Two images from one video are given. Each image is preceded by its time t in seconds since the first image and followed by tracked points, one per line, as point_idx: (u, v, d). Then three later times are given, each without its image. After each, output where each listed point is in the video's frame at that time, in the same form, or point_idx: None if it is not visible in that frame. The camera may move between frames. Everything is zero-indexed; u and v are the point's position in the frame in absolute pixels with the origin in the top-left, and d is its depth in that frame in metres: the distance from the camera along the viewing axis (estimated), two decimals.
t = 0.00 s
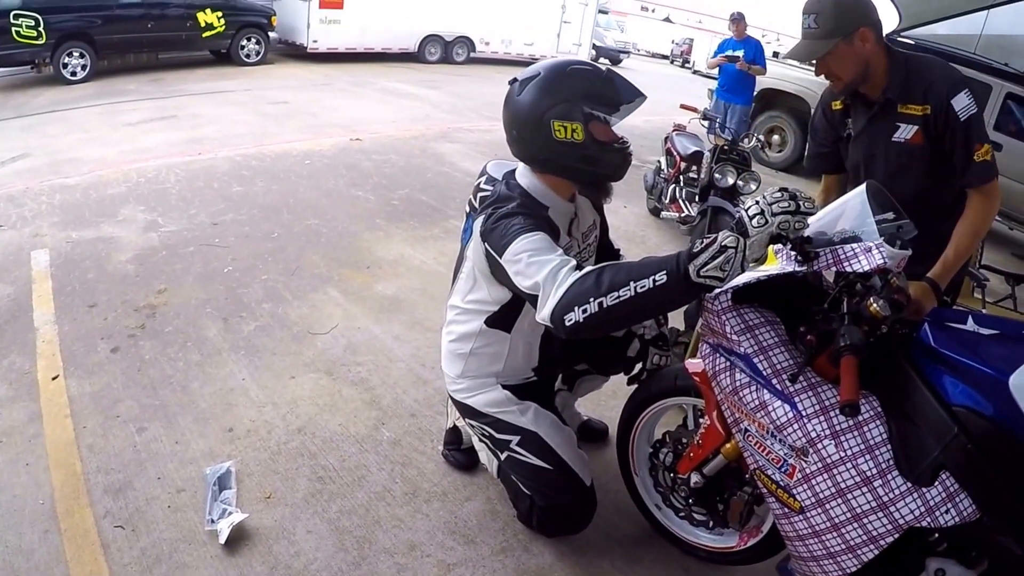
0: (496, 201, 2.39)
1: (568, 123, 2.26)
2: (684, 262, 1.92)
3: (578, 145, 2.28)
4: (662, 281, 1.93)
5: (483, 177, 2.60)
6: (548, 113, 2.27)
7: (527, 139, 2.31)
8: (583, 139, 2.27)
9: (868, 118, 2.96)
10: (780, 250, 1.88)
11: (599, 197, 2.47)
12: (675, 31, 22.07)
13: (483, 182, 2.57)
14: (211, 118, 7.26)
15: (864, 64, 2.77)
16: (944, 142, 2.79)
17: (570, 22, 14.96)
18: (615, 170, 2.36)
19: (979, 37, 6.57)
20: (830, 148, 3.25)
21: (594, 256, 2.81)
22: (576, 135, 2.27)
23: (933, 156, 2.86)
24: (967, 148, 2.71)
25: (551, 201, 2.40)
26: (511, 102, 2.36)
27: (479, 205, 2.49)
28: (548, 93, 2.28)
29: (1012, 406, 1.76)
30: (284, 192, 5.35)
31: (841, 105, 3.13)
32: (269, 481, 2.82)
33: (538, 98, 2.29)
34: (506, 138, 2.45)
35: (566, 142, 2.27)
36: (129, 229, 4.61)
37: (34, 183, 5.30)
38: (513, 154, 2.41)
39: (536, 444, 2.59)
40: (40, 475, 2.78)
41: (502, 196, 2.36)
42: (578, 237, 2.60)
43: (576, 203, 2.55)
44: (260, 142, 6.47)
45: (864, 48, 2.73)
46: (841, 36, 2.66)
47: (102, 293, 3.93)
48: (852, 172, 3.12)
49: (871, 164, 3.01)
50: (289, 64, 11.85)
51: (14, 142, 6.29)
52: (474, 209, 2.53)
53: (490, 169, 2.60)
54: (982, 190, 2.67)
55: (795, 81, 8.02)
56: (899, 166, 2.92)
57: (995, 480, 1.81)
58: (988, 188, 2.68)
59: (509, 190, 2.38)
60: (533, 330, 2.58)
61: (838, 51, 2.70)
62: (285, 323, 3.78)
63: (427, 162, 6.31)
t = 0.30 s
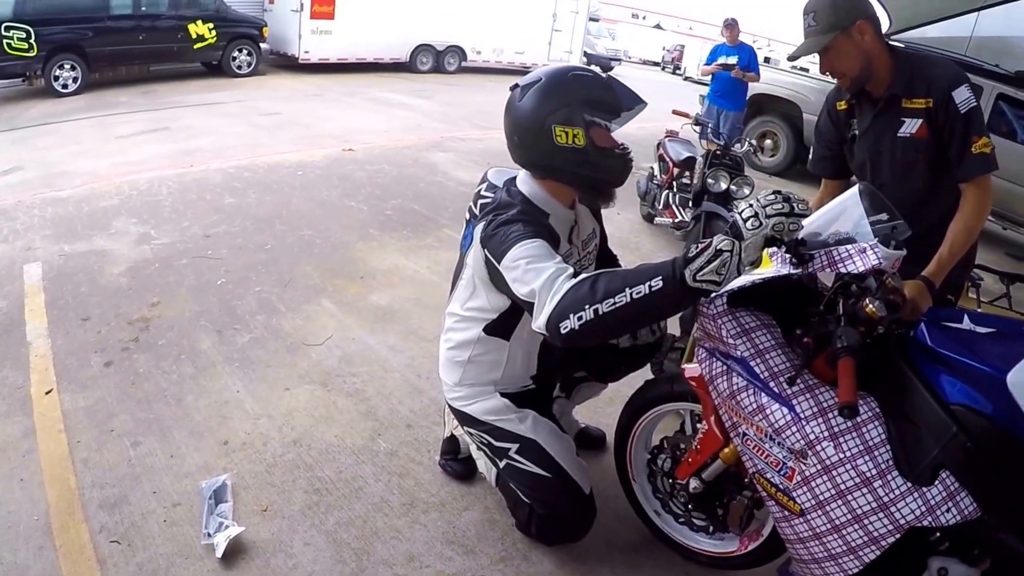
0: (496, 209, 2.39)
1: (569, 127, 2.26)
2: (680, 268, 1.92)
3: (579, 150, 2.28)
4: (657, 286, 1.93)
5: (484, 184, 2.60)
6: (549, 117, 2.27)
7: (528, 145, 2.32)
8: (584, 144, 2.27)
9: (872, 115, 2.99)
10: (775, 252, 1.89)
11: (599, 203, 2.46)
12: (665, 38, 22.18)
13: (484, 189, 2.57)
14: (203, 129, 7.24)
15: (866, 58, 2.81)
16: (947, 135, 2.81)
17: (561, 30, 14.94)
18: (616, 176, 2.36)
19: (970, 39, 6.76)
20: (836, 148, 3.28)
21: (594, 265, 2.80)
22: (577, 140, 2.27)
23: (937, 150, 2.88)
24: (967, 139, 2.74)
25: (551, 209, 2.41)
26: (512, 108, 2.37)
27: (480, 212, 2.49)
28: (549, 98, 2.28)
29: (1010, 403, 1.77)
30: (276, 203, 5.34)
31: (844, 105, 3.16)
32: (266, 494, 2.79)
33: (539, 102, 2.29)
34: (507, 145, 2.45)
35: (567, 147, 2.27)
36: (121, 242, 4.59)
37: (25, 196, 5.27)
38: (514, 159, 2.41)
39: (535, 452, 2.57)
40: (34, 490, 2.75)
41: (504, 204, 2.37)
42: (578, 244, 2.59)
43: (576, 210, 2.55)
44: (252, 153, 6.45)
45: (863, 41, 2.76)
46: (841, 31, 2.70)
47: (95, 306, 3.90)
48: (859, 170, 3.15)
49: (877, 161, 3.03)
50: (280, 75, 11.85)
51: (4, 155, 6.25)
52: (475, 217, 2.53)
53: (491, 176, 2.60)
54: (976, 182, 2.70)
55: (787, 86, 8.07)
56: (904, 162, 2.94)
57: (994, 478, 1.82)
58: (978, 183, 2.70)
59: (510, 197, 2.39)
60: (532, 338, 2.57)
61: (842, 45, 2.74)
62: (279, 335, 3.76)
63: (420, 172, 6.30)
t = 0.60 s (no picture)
0: (501, 212, 2.39)
1: (582, 127, 2.27)
2: (677, 271, 1.92)
3: (590, 151, 2.29)
4: (653, 289, 1.93)
5: (488, 187, 2.57)
6: (562, 118, 2.27)
7: (540, 145, 2.31)
8: (595, 146, 2.28)
9: (856, 113, 3.02)
10: (770, 255, 1.92)
11: (603, 208, 2.48)
12: (655, 45, 22.28)
13: (488, 192, 2.56)
14: (195, 141, 7.22)
15: (851, 60, 2.85)
16: (930, 131, 2.82)
17: (552, 38, 15.18)
18: (625, 179, 2.37)
19: (959, 40, 7.04)
20: (825, 146, 3.31)
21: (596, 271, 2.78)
22: (589, 141, 2.28)
23: (921, 146, 2.89)
24: (949, 135, 2.75)
25: (556, 212, 2.40)
26: (523, 109, 2.36)
27: (484, 216, 2.46)
28: (562, 99, 2.29)
29: (1007, 401, 1.78)
30: (269, 214, 5.32)
31: (832, 103, 3.18)
32: (262, 507, 2.77)
33: (552, 103, 2.29)
34: (515, 147, 2.44)
35: (579, 147, 2.28)
36: (114, 255, 4.56)
37: (17, 209, 5.24)
38: (523, 161, 2.40)
39: (534, 460, 2.56)
40: (28, 506, 2.72)
41: (510, 207, 2.36)
42: (581, 249, 2.58)
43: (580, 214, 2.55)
44: (244, 164, 6.44)
45: (846, 44, 2.80)
46: (822, 36, 2.74)
47: (88, 319, 3.87)
48: (846, 167, 3.17)
49: (862, 159, 3.06)
50: (271, 86, 11.84)
51: None
52: (478, 221, 2.52)
53: (496, 180, 2.58)
54: (964, 178, 2.68)
55: (778, 88, 8.17)
56: (888, 159, 2.96)
57: (993, 477, 1.82)
58: (968, 179, 2.68)
59: (516, 200, 2.38)
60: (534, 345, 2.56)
61: (823, 49, 2.78)
62: (273, 347, 3.74)
63: (413, 181, 6.30)
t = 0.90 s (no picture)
0: (505, 217, 2.38)
1: (586, 132, 2.26)
2: (672, 275, 1.92)
3: (594, 156, 2.28)
4: (648, 294, 1.93)
5: (492, 193, 2.58)
6: (566, 123, 2.27)
7: (542, 151, 2.31)
8: (598, 150, 2.27)
9: (847, 115, 3.02)
10: (764, 259, 1.88)
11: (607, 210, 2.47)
12: (647, 50, 22.32)
13: (493, 198, 2.55)
14: (186, 153, 7.20)
15: (837, 62, 2.84)
16: (921, 132, 2.83)
17: (543, 44, 15.21)
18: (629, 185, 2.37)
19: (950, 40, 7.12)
20: (817, 148, 3.31)
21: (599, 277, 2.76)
22: (593, 147, 2.27)
23: (912, 147, 2.90)
24: (940, 136, 2.75)
25: (560, 217, 2.39)
26: (525, 115, 2.35)
27: (488, 221, 2.48)
28: (564, 105, 2.28)
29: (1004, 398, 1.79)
30: (262, 226, 5.30)
31: (822, 106, 3.18)
32: (259, 519, 2.75)
33: (554, 109, 2.29)
34: (518, 153, 2.44)
35: (583, 153, 2.27)
36: (106, 268, 4.54)
37: (8, 223, 5.21)
38: (526, 166, 2.39)
39: (534, 466, 2.54)
40: (23, 522, 2.70)
41: (514, 211, 2.35)
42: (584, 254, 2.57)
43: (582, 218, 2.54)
44: (236, 175, 6.43)
45: (834, 47, 2.80)
46: (810, 38, 2.74)
47: (81, 334, 3.84)
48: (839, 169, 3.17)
49: (853, 161, 3.07)
50: (262, 97, 11.83)
51: None
52: (483, 226, 2.51)
53: (500, 186, 2.59)
54: (957, 178, 2.69)
55: (768, 91, 8.18)
56: (879, 160, 2.97)
57: (992, 475, 1.83)
58: (960, 179, 2.69)
59: (519, 204, 2.37)
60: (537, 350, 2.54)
61: (810, 53, 2.79)
62: (268, 358, 3.71)
63: (406, 190, 6.30)
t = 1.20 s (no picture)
0: (503, 224, 2.37)
1: (578, 141, 2.25)
2: (666, 281, 1.91)
3: (588, 164, 2.27)
4: (643, 299, 1.92)
5: (491, 201, 2.56)
6: (557, 134, 2.26)
7: (536, 163, 2.30)
8: (592, 157, 2.26)
9: (845, 118, 3.01)
10: (759, 261, 1.93)
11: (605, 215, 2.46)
12: (639, 55, 22.31)
13: (491, 205, 2.54)
14: (178, 164, 7.18)
15: (837, 63, 2.82)
16: (920, 135, 2.82)
17: (535, 51, 15.16)
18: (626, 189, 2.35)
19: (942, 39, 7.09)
20: (814, 150, 3.30)
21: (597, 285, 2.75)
22: (586, 155, 2.26)
23: (911, 149, 2.89)
24: (939, 139, 2.75)
25: (559, 224, 2.38)
26: (517, 129, 2.35)
27: (487, 228, 2.45)
28: (555, 115, 2.28)
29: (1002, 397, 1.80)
30: (255, 237, 5.29)
31: (820, 109, 3.17)
32: (256, 532, 2.72)
33: (545, 120, 2.28)
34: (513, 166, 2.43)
35: (577, 161, 2.26)
36: (99, 281, 4.53)
37: None
38: (522, 179, 2.39)
39: (532, 473, 2.52)
40: (19, 538, 2.68)
41: (512, 218, 2.35)
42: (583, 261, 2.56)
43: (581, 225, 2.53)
44: (229, 186, 6.42)
45: (835, 49, 2.79)
46: (812, 39, 2.72)
47: (74, 348, 3.82)
48: (836, 171, 3.16)
49: (851, 164, 3.06)
50: (254, 107, 11.82)
51: None
52: (481, 233, 2.50)
53: (499, 193, 2.56)
54: (954, 180, 2.69)
55: (765, 95, 8.15)
56: (878, 162, 2.96)
57: (990, 472, 1.85)
58: (959, 181, 2.69)
59: (518, 212, 2.37)
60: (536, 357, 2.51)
61: (813, 54, 2.76)
62: (263, 369, 3.69)
63: (399, 199, 6.28)
